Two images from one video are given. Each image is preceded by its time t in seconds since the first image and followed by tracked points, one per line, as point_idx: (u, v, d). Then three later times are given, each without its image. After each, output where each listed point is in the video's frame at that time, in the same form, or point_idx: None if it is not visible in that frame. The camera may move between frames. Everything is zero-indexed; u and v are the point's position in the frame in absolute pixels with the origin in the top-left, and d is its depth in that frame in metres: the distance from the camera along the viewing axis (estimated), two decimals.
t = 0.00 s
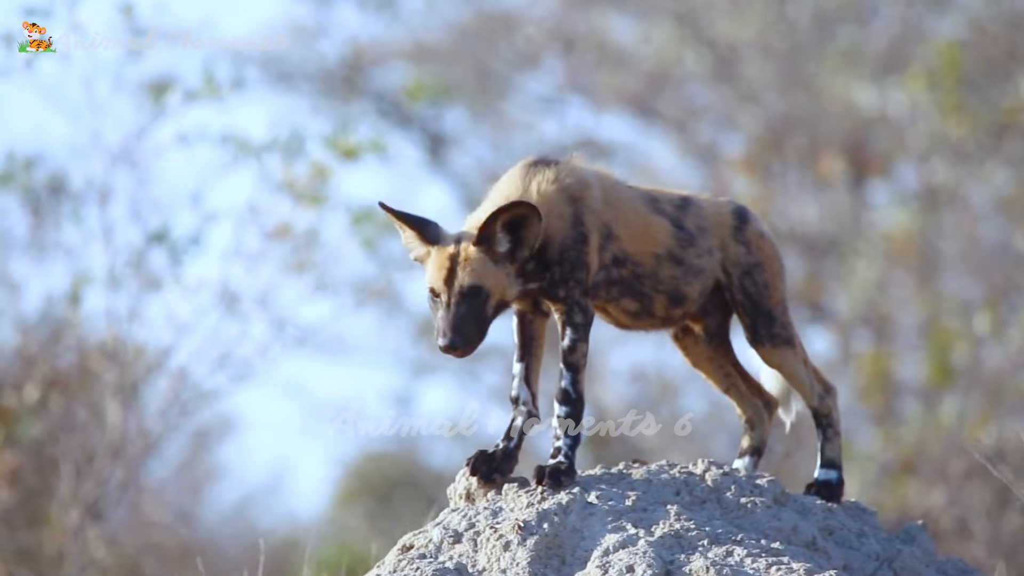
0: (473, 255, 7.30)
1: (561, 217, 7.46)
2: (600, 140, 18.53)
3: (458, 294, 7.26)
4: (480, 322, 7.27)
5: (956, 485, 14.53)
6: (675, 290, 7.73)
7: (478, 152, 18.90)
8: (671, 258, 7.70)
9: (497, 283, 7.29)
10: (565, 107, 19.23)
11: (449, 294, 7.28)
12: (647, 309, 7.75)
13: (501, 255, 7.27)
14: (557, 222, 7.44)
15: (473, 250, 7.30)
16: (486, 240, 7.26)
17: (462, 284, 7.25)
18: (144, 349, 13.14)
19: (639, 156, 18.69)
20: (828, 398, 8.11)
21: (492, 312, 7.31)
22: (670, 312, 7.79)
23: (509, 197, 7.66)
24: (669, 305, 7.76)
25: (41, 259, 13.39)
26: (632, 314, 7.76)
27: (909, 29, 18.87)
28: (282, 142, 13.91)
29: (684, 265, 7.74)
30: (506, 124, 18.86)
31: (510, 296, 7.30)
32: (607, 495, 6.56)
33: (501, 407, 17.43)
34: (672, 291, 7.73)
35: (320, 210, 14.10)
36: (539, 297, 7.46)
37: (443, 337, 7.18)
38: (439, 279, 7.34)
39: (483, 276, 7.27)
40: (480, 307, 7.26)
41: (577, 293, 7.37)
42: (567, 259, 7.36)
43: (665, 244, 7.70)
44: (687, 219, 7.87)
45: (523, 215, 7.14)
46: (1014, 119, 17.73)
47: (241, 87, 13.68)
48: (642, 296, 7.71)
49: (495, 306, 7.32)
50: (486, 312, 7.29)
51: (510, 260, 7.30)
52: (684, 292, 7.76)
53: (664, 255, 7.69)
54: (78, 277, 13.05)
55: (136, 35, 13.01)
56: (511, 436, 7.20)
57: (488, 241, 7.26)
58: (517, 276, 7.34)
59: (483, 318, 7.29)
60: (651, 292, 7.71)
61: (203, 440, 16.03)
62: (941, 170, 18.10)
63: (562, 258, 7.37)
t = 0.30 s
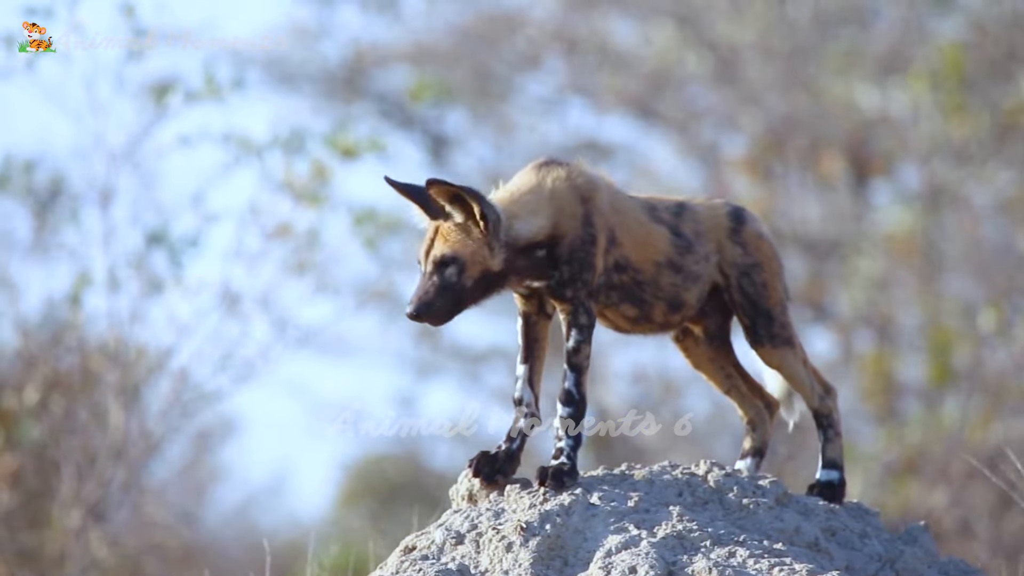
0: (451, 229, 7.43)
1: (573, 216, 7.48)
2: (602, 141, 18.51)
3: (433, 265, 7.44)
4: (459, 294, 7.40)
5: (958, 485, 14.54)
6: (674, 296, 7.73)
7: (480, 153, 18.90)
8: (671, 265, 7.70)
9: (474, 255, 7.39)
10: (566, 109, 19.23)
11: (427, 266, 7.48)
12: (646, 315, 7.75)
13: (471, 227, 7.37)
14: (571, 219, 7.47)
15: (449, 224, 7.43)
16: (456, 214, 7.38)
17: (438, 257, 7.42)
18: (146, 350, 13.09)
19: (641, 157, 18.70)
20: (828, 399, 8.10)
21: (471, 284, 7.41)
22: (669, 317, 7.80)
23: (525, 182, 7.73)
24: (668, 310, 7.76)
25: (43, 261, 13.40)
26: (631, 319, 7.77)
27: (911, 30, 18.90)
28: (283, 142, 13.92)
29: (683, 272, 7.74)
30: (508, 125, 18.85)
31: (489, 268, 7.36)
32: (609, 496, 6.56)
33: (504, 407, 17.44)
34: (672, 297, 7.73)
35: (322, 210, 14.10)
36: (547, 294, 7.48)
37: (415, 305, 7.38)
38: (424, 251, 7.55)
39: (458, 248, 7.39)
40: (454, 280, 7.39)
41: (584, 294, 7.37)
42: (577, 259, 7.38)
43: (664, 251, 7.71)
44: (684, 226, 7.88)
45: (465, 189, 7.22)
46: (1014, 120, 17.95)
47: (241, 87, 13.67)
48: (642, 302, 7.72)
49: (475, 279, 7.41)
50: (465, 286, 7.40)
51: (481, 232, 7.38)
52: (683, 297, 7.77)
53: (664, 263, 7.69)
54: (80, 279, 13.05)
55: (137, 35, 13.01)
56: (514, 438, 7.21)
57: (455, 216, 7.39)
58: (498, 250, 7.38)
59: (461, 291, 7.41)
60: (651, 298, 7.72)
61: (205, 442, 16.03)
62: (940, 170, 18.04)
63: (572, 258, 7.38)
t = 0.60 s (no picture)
0: (433, 225, 7.53)
1: (566, 214, 7.50)
2: (602, 139, 18.51)
3: (412, 261, 7.56)
4: (436, 291, 7.51)
5: (957, 483, 14.54)
6: (681, 291, 7.72)
7: (480, 151, 18.93)
8: (679, 261, 7.68)
9: (454, 252, 7.49)
10: (567, 108, 19.25)
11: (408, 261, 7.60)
12: (655, 310, 7.74)
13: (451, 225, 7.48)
14: (563, 218, 7.48)
15: (432, 220, 7.54)
16: (439, 211, 7.48)
17: (418, 252, 7.53)
18: (146, 348, 13.08)
19: (641, 155, 18.71)
20: (824, 397, 8.10)
21: (449, 281, 7.51)
22: (676, 312, 7.78)
23: (518, 181, 7.79)
24: (676, 306, 7.75)
25: (42, 258, 13.40)
26: (639, 314, 7.76)
27: (911, 28, 18.63)
28: (282, 140, 13.92)
29: (691, 267, 7.72)
30: (508, 124, 18.87)
31: (468, 267, 7.45)
32: (608, 494, 6.57)
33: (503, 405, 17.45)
34: (679, 292, 7.71)
35: (320, 208, 14.11)
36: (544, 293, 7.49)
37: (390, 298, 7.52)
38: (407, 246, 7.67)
39: (438, 245, 7.50)
40: (432, 277, 7.50)
41: (581, 291, 7.35)
42: (571, 256, 7.38)
43: (671, 246, 7.68)
44: (690, 220, 7.85)
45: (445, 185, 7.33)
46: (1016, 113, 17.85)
47: (240, 86, 13.66)
48: (650, 297, 7.70)
49: (453, 276, 7.51)
50: (443, 283, 7.51)
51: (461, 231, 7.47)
52: (690, 292, 7.75)
53: (671, 259, 7.66)
54: (78, 277, 13.05)
55: (135, 33, 13.00)
56: (514, 436, 7.20)
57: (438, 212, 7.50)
58: (478, 249, 7.47)
59: (438, 288, 7.52)
60: (659, 293, 7.69)
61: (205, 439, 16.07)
62: (943, 168, 18.08)
63: (566, 255, 7.39)
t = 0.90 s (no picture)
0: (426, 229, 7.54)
1: (561, 212, 7.50)
2: (597, 136, 18.51)
3: (407, 266, 7.57)
4: (431, 296, 7.52)
5: (952, 480, 14.56)
6: (678, 289, 7.72)
7: (475, 149, 18.95)
8: (675, 259, 7.69)
9: (448, 256, 7.50)
10: (563, 105, 19.25)
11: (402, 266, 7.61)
12: (651, 310, 7.73)
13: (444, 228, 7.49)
14: (557, 216, 7.49)
15: (425, 223, 7.55)
16: (431, 213, 7.50)
17: (412, 256, 7.54)
18: (141, 345, 13.13)
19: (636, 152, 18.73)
20: (820, 394, 8.12)
21: (444, 285, 7.52)
22: (673, 311, 7.78)
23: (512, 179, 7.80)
24: (672, 304, 7.75)
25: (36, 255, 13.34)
26: (635, 314, 7.74)
27: (906, 25, 18.68)
28: (277, 136, 13.90)
29: (687, 266, 7.73)
30: (503, 121, 18.89)
31: (462, 269, 7.46)
32: (604, 491, 6.57)
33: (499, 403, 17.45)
34: (676, 291, 7.71)
35: (316, 205, 14.10)
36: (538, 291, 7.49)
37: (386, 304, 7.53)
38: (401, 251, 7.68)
39: (431, 249, 7.51)
40: (427, 281, 7.51)
41: (576, 288, 7.36)
42: (565, 254, 7.39)
43: (667, 245, 7.68)
44: (687, 219, 7.86)
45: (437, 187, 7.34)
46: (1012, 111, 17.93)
47: (236, 83, 13.64)
48: (646, 296, 7.69)
49: (448, 279, 7.53)
50: (438, 287, 7.53)
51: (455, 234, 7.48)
52: (687, 291, 7.75)
53: (668, 257, 7.67)
54: (73, 274, 13.03)
55: (131, 30, 12.98)
56: (510, 434, 7.20)
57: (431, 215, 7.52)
58: (471, 251, 7.48)
59: (434, 292, 7.53)
60: (656, 292, 7.69)
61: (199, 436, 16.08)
62: (941, 165, 18.18)
63: (560, 253, 7.40)
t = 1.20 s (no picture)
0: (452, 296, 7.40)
1: (550, 212, 7.47)
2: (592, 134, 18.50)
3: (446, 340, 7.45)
4: (478, 358, 7.48)
5: (947, 478, 14.58)
6: (668, 283, 7.74)
7: (470, 145, 18.97)
8: (665, 253, 7.71)
9: (481, 315, 7.42)
10: (559, 102, 19.24)
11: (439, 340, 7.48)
12: (641, 304, 7.77)
13: (471, 291, 7.35)
14: (547, 216, 7.46)
15: (450, 294, 7.37)
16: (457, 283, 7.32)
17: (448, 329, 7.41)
18: (135, 342, 13.06)
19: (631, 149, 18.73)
20: (815, 391, 8.11)
21: (485, 340, 7.50)
22: (663, 306, 7.82)
23: (497, 193, 7.70)
24: (662, 299, 7.78)
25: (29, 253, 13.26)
26: (626, 309, 7.79)
27: (902, 22, 18.70)
28: (270, 132, 13.88)
29: (677, 260, 7.75)
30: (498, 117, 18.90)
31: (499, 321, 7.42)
32: (598, 488, 6.56)
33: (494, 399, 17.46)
34: (665, 285, 7.74)
35: (311, 202, 14.08)
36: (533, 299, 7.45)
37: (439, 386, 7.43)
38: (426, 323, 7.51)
39: (466, 316, 7.40)
40: (470, 346, 7.45)
41: (568, 285, 7.36)
42: (557, 252, 7.38)
43: (658, 239, 7.71)
44: (679, 214, 7.88)
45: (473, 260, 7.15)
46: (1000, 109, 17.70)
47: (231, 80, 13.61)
48: (636, 290, 7.73)
49: (488, 334, 7.49)
50: (482, 346, 7.49)
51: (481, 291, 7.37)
52: (677, 285, 7.77)
53: (658, 251, 7.69)
54: (67, 270, 13.02)
55: (124, 26, 12.95)
56: (504, 431, 7.20)
57: (454, 284, 7.33)
58: (500, 300, 7.41)
59: (479, 352, 7.50)
60: (646, 286, 7.73)
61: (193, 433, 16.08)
62: (935, 162, 18.06)
63: (552, 251, 7.38)
